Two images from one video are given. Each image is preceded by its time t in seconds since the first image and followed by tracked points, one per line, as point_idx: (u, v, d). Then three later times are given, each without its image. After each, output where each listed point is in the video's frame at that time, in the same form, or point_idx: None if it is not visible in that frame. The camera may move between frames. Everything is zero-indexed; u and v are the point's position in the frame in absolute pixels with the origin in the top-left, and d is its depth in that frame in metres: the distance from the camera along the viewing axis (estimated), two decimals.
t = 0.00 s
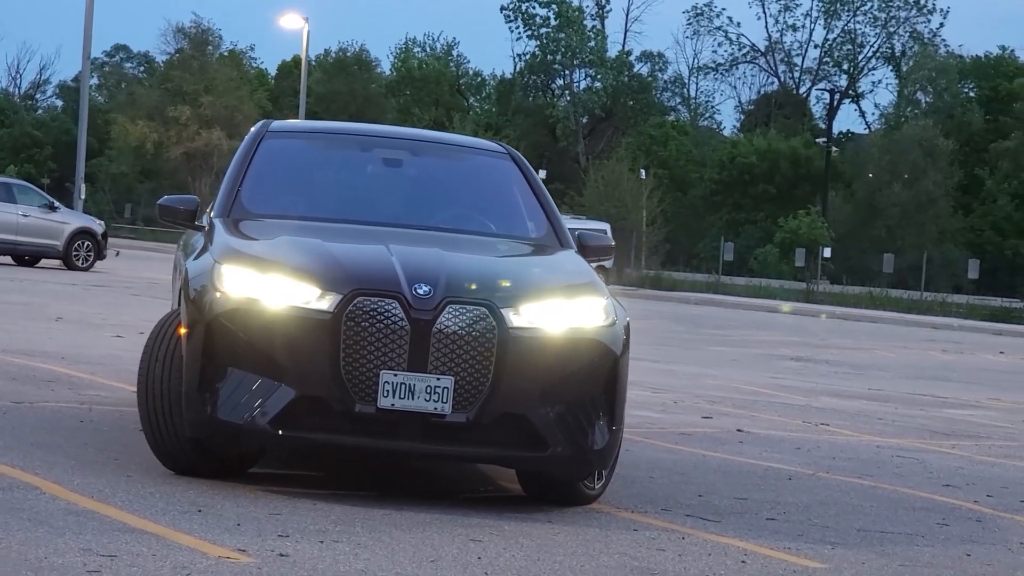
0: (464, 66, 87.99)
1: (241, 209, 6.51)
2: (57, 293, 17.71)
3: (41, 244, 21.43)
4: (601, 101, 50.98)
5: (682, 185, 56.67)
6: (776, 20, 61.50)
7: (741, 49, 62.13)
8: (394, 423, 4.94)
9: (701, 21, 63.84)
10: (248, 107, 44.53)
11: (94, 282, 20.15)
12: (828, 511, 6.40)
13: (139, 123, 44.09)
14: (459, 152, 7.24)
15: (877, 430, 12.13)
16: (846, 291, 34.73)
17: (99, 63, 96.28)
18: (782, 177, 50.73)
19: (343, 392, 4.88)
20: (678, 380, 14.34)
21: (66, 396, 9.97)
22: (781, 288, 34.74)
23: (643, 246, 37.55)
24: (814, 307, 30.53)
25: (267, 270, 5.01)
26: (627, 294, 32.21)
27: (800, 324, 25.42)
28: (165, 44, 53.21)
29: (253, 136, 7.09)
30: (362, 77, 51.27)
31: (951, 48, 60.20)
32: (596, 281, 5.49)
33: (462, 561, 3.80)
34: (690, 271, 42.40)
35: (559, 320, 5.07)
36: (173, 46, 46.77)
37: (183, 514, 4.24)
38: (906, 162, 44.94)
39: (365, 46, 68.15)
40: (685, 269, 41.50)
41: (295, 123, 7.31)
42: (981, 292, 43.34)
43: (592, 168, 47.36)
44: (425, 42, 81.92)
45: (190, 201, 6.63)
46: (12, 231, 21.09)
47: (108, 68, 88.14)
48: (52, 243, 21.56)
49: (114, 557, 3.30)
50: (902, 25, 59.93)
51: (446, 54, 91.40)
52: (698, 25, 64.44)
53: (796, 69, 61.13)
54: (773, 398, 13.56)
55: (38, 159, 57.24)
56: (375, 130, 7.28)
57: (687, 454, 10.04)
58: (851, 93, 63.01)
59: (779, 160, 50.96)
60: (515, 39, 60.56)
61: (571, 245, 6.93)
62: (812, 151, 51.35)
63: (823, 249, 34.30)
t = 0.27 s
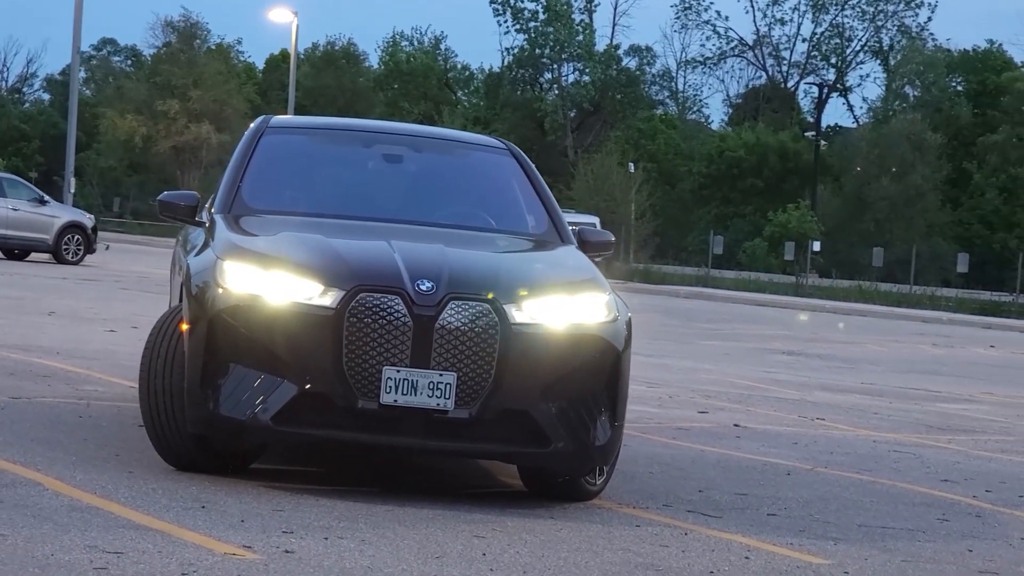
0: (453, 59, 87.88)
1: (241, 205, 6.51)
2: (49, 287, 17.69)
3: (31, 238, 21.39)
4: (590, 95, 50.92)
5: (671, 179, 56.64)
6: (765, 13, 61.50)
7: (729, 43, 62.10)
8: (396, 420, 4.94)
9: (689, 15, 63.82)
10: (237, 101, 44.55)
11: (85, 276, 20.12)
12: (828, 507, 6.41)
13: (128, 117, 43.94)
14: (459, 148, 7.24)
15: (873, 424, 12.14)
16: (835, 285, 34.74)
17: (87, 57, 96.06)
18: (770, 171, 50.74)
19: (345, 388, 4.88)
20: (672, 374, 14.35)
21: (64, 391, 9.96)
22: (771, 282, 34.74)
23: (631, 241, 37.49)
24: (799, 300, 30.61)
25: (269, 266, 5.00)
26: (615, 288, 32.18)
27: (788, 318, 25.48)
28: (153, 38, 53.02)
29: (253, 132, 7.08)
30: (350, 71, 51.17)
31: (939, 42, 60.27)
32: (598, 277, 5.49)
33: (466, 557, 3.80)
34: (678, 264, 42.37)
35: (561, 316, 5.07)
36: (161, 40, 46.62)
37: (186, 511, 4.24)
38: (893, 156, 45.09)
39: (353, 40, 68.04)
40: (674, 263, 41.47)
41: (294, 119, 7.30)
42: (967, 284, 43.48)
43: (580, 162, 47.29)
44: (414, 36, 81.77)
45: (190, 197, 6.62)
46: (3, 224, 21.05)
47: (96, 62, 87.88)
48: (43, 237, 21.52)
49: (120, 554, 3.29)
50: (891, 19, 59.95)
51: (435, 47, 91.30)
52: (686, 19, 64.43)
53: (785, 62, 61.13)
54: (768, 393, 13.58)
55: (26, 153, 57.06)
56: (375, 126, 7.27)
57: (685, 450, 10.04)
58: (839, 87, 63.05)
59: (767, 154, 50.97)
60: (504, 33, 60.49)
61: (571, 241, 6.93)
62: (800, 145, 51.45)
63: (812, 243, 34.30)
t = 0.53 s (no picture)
0: (440, 53, 87.75)
1: (240, 199, 6.49)
2: (41, 281, 17.64)
3: (20, 231, 21.36)
4: (578, 88, 50.83)
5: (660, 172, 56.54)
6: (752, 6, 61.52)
7: (717, 36, 62.18)
8: (398, 415, 4.93)
9: (677, 7, 63.78)
10: (225, 93, 44.38)
11: (76, 271, 20.06)
12: (828, 502, 6.41)
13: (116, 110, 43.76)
14: (459, 142, 7.23)
15: (869, 418, 12.15)
16: (826, 278, 34.73)
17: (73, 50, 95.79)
18: (758, 164, 50.72)
19: (347, 383, 4.87)
20: (666, 368, 14.36)
21: (61, 385, 9.96)
22: (761, 275, 34.75)
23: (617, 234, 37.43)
24: (785, 292, 30.64)
25: (270, 260, 4.99)
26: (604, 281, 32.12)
27: (776, 311, 25.49)
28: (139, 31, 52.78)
29: (251, 127, 7.06)
30: (338, 64, 51.05)
31: (927, 35, 60.34)
32: (600, 272, 5.48)
33: (473, 554, 3.78)
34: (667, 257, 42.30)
35: (562, 311, 5.06)
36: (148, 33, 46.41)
37: (189, 506, 4.24)
38: (881, 149, 45.14)
39: (340, 33, 67.86)
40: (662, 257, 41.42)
41: (293, 114, 7.30)
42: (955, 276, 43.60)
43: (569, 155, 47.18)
44: (401, 29, 81.64)
45: (188, 191, 6.61)
46: None
47: (82, 55, 87.58)
48: (32, 230, 21.48)
49: (125, 550, 3.28)
50: (879, 12, 60.02)
51: (422, 40, 91.11)
52: (673, 11, 64.38)
53: (772, 55, 61.16)
54: (763, 387, 13.60)
55: (13, 146, 56.82)
56: (375, 120, 7.26)
57: (684, 444, 10.05)
58: (827, 80, 63.08)
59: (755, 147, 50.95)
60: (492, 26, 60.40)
61: (571, 235, 6.92)
62: (788, 138, 51.48)
63: (801, 236, 34.30)
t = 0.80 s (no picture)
0: (428, 45, 87.64)
1: (241, 193, 6.48)
2: (32, 274, 17.60)
3: (11, 224, 21.31)
4: (567, 80, 50.82)
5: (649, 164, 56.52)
6: None
7: (706, 29, 62.20)
8: (402, 409, 4.92)
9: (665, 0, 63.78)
10: (215, 86, 44.29)
11: (66, 264, 20.01)
12: (830, 495, 6.41)
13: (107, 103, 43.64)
14: (460, 136, 7.21)
15: (867, 412, 12.16)
16: (817, 271, 34.77)
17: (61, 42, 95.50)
18: (747, 156, 50.74)
19: (351, 377, 4.86)
20: (661, 361, 14.36)
21: (59, 380, 9.94)
22: (751, 269, 34.83)
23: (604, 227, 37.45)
24: (772, 285, 30.71)
25: (273, 254, 4.98)
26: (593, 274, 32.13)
27: (766, 304, 25.51)
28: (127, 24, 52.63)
29: (252, 120, 7.04)
30: (327, 57, 51.00)
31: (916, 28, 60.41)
32: (603, 265, 5.46)
33: (478, 549, 3.77)
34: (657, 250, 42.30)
35: (566, 304, 5.05)
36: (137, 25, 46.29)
37: (195, 501, 4.23)
38: (870, 142, 45.25)
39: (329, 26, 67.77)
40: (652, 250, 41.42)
41: (294, 107, 7.27)
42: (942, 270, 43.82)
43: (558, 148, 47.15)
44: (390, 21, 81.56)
45: (190, 184, 6.59)
46: None
47: (70, 47, 87.33)
48: (23, 223, 21.44)
49: (133, 545, 3.28)
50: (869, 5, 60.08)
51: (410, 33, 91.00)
52: (662, 4, 64.38)
53: (761, 48, 61.19)
54: (759, 380, 13.60)
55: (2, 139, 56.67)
56: (376, 113, 7.24)
57: (683, 438, 10.05)
58: (816, 72, 63.13)
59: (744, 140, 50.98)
60: (481, 19, 60.36)
61: (573, 228, 6.91)
62: (778, 131, 51.49)
63: (792, 229, 34.35)
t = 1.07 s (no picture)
0: (417, 37, 87.57)
1: (245, 189, 6.46)
2: (25, 267, 17.56)
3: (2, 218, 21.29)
4: (557, 73, 50.78)
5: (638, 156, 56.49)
6: None
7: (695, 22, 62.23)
8: (408, 404, 4.92)
9: None
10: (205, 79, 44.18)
11: (58, 257, 19.97)
12: (834, 490, 6.41)
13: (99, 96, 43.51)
14: (463, 131, 7.21)
15: (864, 406, 12.17)
16: (808, 264, 34.79)
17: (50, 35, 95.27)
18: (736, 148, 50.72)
19: (357, 373, 4.86)
20: (657, 355, 14.36)
21: (58, 374, 9.93)
22: (742, 261, 34.88)
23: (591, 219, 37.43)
24: (760, 277, 30.68)
25: (279, 250, 4.97)
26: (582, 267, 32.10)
27: (755, 296, 25.49)
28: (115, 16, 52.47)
29: (255, 115, 7.04)
30: (316, 49, 50.94)
31: (905, 21, 60.51)
32: (608, 261, 5.46)
33: (486, 545, 3.77)
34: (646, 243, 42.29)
35: (572, 300, 5.05)
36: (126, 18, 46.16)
37: (201, 497, 4.23)
38: (859, 134, 45.19)
39: (318, 19, 67.69)
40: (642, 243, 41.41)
41: (296, 102, 7.26)
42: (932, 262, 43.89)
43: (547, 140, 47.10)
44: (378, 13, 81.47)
45: (193, 179, 6.59)
46: None
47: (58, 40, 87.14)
48: (14, 216, 21.42)
49: (143, 542, 3.26)
50: None
51: (400, 26, 90.91)
52: None
53: (751, 41, 61.22)
54: (755, 374, 13.61)
55: None
56: (378, 108, 7.23)
57: (684, 432, 10.05)
58: (805, 65, 63.20)
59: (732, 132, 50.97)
60: (471, 12, 60.31)
61: (576, 223, 6.91)
62: (768, 123, 51.48)
63: (783, 221, 34.37)
